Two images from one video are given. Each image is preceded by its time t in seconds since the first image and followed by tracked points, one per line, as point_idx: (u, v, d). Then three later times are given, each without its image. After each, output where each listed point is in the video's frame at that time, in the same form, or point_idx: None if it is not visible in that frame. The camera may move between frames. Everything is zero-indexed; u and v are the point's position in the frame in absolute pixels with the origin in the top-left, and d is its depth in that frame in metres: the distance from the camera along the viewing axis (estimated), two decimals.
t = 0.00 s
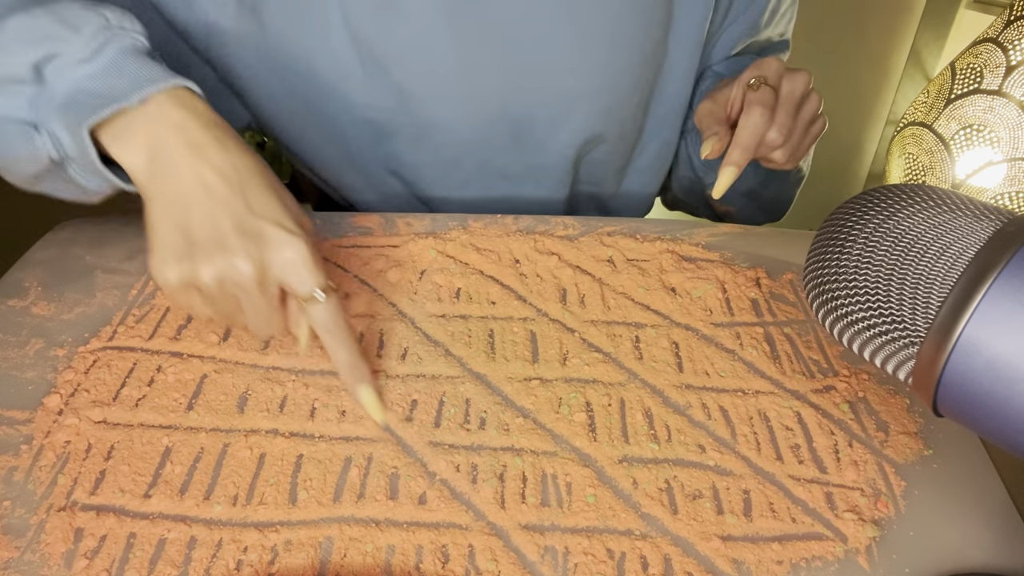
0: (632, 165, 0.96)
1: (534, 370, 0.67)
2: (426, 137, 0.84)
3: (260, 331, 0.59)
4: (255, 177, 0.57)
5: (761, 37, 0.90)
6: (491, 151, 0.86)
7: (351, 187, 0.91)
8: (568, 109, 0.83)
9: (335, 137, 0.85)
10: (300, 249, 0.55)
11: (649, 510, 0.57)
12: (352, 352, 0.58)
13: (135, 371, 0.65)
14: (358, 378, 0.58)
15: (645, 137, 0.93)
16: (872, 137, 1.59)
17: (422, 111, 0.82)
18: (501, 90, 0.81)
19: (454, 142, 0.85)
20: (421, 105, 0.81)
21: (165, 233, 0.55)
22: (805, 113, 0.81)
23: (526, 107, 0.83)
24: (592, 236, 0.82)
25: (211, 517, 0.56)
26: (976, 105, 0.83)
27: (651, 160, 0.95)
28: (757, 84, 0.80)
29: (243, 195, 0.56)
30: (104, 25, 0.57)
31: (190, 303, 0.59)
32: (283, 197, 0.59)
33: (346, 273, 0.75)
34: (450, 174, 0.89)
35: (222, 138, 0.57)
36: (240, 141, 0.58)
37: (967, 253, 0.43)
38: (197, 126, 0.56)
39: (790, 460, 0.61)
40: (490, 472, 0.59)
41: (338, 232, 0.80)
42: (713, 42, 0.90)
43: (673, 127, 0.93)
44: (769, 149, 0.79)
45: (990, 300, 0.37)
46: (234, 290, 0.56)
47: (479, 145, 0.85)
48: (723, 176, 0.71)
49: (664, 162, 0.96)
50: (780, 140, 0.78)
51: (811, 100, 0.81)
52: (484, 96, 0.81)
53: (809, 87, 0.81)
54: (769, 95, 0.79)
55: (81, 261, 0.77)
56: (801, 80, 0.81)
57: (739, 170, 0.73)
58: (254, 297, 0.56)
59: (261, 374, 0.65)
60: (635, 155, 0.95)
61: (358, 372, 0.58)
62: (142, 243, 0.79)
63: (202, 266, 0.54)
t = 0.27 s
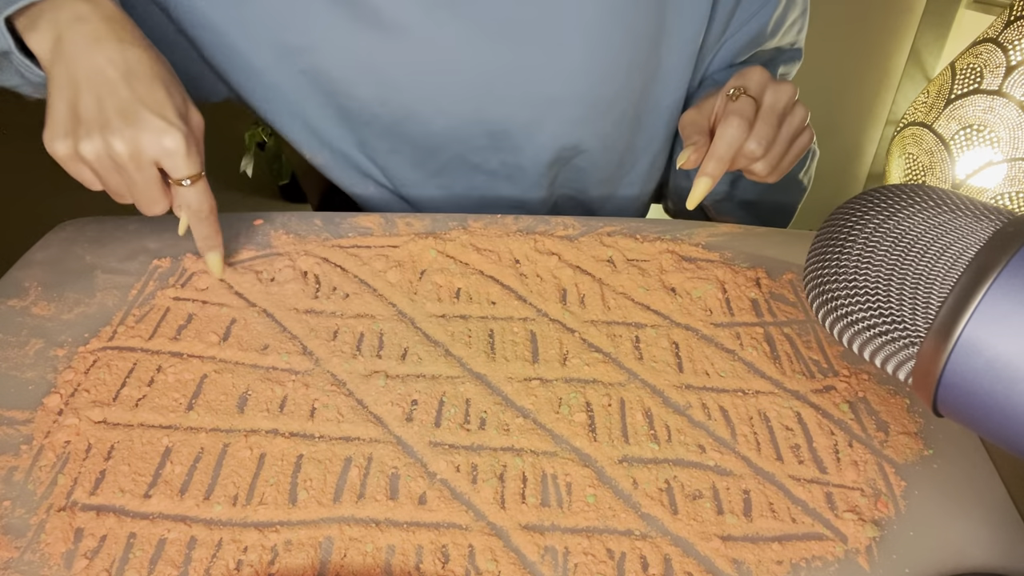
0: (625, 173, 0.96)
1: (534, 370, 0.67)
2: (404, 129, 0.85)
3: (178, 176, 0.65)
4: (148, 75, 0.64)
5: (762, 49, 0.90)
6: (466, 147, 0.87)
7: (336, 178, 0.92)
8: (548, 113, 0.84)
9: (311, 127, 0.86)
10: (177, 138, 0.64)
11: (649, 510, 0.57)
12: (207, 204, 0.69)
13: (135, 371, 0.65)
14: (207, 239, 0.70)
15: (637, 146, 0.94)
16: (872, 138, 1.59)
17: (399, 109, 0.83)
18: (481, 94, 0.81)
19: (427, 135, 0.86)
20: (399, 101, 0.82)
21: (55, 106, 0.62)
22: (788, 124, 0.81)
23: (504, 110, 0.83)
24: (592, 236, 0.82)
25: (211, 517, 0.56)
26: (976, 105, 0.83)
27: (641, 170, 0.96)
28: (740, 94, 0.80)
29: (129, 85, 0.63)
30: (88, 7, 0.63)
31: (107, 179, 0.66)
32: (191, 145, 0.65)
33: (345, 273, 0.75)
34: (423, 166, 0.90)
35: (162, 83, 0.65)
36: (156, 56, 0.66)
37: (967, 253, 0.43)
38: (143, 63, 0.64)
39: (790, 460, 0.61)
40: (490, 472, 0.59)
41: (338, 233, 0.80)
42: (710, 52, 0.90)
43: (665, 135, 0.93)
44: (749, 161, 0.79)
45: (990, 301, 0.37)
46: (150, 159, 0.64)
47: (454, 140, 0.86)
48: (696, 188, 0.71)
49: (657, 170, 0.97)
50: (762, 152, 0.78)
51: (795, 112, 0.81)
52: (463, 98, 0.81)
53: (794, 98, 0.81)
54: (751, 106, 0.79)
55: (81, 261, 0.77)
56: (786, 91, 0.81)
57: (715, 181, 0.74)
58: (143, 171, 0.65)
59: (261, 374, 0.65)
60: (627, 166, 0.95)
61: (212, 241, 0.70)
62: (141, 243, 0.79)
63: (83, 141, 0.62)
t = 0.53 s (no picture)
0: (627, 164, 0.96)
1: (534, 370, 0.67)
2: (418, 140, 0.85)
3: (267, 354, 0.50)
4: (219, 236, 0.52)
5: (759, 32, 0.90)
6: (482, 153, 0.87)
7: (347, 190, 0.93)
8: (557, 111, 0.84)
9: (328, 138, 0.87)
10: (259, 306, 0.50)
11: (649, 510, 0.57)
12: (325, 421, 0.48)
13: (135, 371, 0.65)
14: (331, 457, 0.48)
15: (639, 136, 0.94)
16: (871, 138, 1.58)
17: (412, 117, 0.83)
18: (491, 95, 0.81)
19: (444, 145, 0.85)
20: (411, 110, 0.82)
21: (112, 291, 0.50)
22: (801, 99, 0.80)
23: (515, 109, 0.83)
24: (592, 236, 0.82)
25: (211, 517, 0.56)
26: (976, 105, 0.83)
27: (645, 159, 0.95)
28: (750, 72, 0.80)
29: (199, 254, 0.50)
30: (139, 153, 0.53)
31: (173, 376, 0.52)
32: (279, 310, 0.51)
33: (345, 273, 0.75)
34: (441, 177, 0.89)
35: (207, 201, 0.53)
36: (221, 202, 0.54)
37: (967, 253, 0.43)
38: (165, 181, 0.52)
39: (790, 460, 0.61)
40: (490, 473, 0.59)
41: (338, 232, 0.80)
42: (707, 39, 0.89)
43: (667, 126, 0.93)
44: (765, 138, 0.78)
45: (990, 300, 0.37)
46: (231, 344, 0.50)
47: (470, 148, 0.86)
48: (715, 167, 0.70)
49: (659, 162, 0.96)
50: (775, 127, 0.77)
51: (807, 87, 0.81)
52: (473, 100, 0.81)
53: (806, 74, 0.81)
54: (762, 81, 0.79)
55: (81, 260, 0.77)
56: (796, 67, 0.80)
57: (732, 159, 0.73)
58: (223, 355, 0.50)
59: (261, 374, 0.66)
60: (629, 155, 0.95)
61: (332, 448, 0.48)
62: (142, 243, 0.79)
63: (144, 327, 0.49)
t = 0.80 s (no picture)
0: (628, 163, 0.96)
1: (534, 370, 0.67)
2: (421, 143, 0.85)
3: (274, 406, 0.50)
4: (229, 279, 0.51)
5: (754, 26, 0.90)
6: (485, 153, 0.87)
7: (354, 195, 0.92)
8: (561, 109, 0.84)
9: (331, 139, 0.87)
10: (267, 356, 0.49)
11: (649, 510, 0.57)
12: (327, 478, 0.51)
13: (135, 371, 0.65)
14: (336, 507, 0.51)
15: (640, 134, 0.94)
16: (872, 138, 1.58)
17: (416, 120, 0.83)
18: (493, 95, 0.81)
19: (448, 146, 0.85)
20: (414, 113, 0.82)
21: (117, 336, 0.49)
22: (813, 101, 0.80)
23: (519, 110, 0.83)
24: (592, 236, 0.82)
25: (211, 517, 0.56)
26: (976, 105, 0.83)
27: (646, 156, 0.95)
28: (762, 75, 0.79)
29: (207, 295, 0.50)
30: (143, 183, 0.52)
31: (180, 422, 0.51)
32: (287, 358, 0.51)
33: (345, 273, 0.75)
34: (444, 179, 0.89)
35: (216, 239, 0.52)
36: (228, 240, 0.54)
37: (967, 253, 0.43)
38: (171, 221, 0.51)
39: (790, 460, 0.61)
40: (490, 473, 0.59)
41: (338, 232, 0.81)
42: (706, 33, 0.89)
43: (667, 121, 0.93)
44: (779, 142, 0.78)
45: (990, 300, 0.37)
46: (240, 391, 0.49)
47: (473, 149, 0.86)
48: (734, 170, 0.70)
49: (659, 158, 0.96)
50: (791, 131, 0.77)
51: (817, 90, 0.81)
52: (476, 100, 0.81)
53: (814, 76, 0.81)
54: (777, 84, 0.78)
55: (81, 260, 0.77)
56: (806, 70, 0.81)
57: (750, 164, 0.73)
58: (228, 405, 0.50)
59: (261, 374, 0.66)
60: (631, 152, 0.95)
61: (336, 498, 0.51)
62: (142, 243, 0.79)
63: (152, 375, 0.48)
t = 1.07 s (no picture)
0: (621, 167, 0.96)
1: (534, 370, 0.67)
2: (401, 130, 0.86)
3: (126, 237, 0.57)
4: (101, 128, 0.57)
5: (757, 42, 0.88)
6: (464, 145, 0.87)
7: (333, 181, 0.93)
8: (544, 107, 0.84)
9: (309, 129, 0.87)
10: (124, 193, 0.56)
11: (649, 510, 0.57)
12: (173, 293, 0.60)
13: (136, 371, 0.65)
14: (175, 319, 0.60)
15: (632, 139, 0.93)
16: (872, 138, 1.59)
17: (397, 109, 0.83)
18: (475, 90, 0.81)
19: (426, 135, 0.86)
20: (394, 102, 0.82)
21: (5, 159, 0.57)
22: (777, 116, 0.80)
23: (498, 106, 0.83)
24: (592, 236, 0.82)
25: (211, 517, 0.56)
26: (976, 105, 0.83)
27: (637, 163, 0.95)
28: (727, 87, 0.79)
29: (79, 136, 0.57)
30: (42, 41, 0.59)
31: (54, 236, 0.59)
32: (143, 199, 0.58)
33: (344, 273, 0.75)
34: (422, 165, 0.90)
35: (100, 94, 0.59)
36: (115, 98, 0.61)
37: (967, 253, 0.43)
38: (102, 121, 0.58)
39: (790, 460, 0.61)
40: (490, 473, 0.59)
41: (338, 232, 0.80)
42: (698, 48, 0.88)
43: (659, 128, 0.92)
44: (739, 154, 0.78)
45: (990, 300, 0.37)
46: (96, 218, 0.57)
47: (452, 139, 0.86)
48: (688, 180, 0.72)
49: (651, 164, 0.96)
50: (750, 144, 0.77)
51: (785, 103, 0.81)
52: (458, 94, 0.82)
53: (784, 91, 0.80)
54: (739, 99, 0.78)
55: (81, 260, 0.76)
56: (776, 83, 0.79)
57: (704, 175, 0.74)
58: (90, 227, 0.57)
59: (261, 374, 0.66)
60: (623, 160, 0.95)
61: (177, 313, 0.61)
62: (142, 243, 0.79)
63: (27, 196, 0.56)
